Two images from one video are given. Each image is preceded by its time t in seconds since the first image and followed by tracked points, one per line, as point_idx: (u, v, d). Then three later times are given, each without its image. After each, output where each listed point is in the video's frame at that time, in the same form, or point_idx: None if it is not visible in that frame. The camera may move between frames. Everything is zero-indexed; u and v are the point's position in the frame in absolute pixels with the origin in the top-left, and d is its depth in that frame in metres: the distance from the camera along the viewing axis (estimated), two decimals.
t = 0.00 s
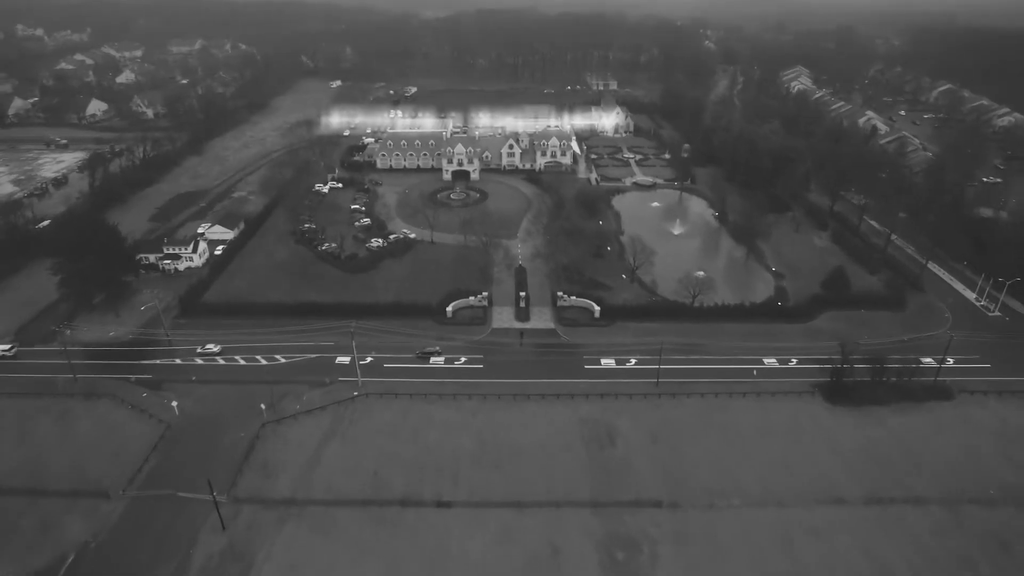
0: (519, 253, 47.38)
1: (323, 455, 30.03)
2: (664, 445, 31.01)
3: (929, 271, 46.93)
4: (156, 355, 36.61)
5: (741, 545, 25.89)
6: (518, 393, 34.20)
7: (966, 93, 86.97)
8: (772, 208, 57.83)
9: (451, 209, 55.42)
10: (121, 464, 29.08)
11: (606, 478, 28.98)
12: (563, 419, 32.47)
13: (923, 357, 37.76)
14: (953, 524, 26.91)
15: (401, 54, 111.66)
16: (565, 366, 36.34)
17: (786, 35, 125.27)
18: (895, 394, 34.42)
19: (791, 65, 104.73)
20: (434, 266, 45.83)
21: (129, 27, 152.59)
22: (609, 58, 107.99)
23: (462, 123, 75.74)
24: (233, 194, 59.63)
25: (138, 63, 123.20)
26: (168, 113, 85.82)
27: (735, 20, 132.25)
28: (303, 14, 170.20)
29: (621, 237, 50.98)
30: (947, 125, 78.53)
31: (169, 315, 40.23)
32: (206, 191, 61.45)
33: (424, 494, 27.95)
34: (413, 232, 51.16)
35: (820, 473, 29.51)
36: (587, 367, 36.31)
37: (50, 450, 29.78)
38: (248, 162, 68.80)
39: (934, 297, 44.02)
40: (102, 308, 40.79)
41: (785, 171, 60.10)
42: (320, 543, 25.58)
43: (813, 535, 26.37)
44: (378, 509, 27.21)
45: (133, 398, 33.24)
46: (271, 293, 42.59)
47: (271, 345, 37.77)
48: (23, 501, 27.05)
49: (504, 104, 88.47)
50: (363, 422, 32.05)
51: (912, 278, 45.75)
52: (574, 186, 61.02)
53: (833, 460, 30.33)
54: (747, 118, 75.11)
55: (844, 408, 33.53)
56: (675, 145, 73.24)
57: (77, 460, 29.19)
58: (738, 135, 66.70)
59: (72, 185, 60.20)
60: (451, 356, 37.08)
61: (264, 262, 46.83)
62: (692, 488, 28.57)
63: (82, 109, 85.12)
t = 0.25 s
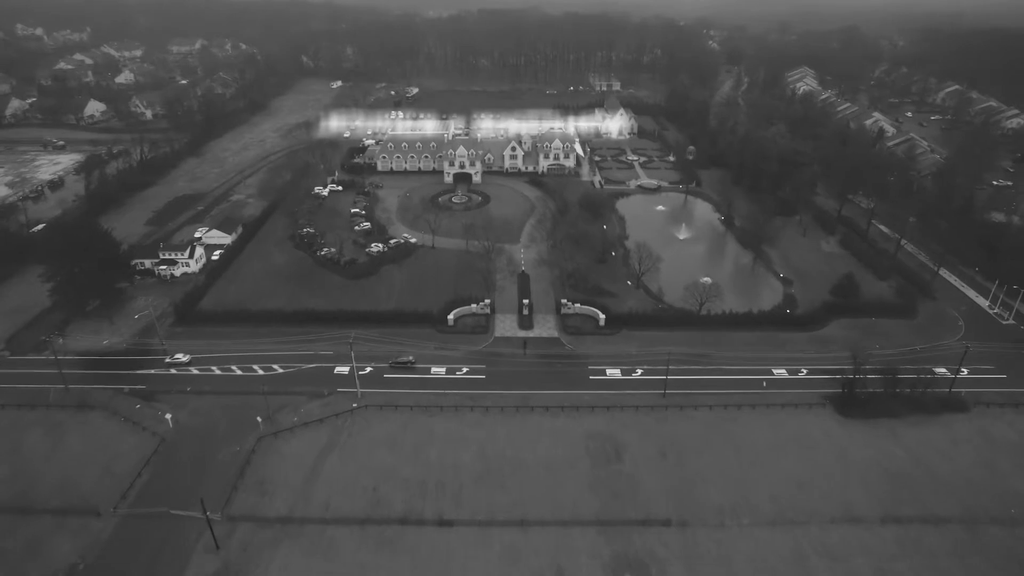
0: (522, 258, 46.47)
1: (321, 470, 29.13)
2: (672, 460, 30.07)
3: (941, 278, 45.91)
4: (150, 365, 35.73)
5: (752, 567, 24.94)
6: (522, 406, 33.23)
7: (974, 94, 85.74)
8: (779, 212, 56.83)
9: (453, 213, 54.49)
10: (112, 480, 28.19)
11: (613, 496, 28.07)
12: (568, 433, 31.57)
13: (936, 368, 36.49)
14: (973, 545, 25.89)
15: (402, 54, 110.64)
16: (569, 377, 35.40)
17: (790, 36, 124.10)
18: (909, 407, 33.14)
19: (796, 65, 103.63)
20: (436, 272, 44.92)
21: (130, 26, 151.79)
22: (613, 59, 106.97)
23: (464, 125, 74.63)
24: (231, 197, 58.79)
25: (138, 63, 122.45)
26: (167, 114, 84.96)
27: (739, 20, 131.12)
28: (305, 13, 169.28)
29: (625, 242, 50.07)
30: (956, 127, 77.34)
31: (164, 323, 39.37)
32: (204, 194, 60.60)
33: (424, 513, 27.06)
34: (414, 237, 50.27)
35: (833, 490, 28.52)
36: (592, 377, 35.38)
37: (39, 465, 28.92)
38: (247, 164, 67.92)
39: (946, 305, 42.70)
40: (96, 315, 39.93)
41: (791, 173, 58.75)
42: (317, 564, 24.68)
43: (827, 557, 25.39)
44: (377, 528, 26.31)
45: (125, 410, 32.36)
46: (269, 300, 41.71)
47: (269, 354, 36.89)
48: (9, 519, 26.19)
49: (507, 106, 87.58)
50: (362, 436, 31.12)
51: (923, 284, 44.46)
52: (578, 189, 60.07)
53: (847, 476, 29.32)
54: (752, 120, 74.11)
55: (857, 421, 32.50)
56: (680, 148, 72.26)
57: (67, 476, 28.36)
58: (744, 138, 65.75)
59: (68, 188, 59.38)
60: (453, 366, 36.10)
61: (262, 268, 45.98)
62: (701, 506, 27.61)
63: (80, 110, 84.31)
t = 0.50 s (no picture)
0: (524, 264, 45.57)
1: (318, 487, 28.21)
2: (680, 475, 29.14)
3: (951, 284, 44.97)
4: (143, 376, 34.82)
5: None
6: (525, 418, 32.34)
7: (980, 95, 84.58)
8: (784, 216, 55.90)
9: (454, 217, 53.57)
10: (101, 497, 27.30)
11: (619, 513, 27.14)
12: (572, 446, 30.63)
13: (949, 378, 35.59)
14: (993, 566, 24.97)
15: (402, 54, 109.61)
16: (573, 387, 34.50)
17: (794, 36, 123.02)
18: (922, 420, 32.18)
19: (799, 65, 102.55)
20: (436, 278, 44.01)
21: (128, 25, 150.75)
22: (614, 59, 105.93)
23: (464, 127, 73.52)
24: (228, 201, 57.89)
25: (137, 63, 121.55)
26: (165, 115, 83.98)
27: (742, 20, 130.03)
28: (304, 13, 168.21)
29: (629, 247, 49.18)
30: (962, 129, 76.28)
31: (157, 331, 38.48)
32: (201, 197, 59.70)
33: (424, 532, 26.14)
34: (414, 242, 49.39)
35: (847, 507, 27.60)
36: (596, 388, 34.47)
37: (26, 481, 28.03)
38: (244, 166, 66.99)
39: (958, 312, 41.81)
40: (88, 324, 39.07)
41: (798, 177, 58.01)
42: None
43: None
44: (376, 548, 25.41)
45: (117, 423, 31.46)
46: (266, 308, 40.80)
47: (265, 364, 35.97)
48: None
49: (508, 107, 86.61)
50: (360, 450, 30.21)
51: (933, 290, 43.59)
52: (580, 192, 59.15)
53: (861, 492, 28.41)
54: (757, 121, 73.15)
55: (869, 434, 31.60)
56: (684, 149, 71.28)
57: (55, 493, 27.48)
58: (748, 140, 64.85)
59: (62, 191, 58.49)
60: (453, 376, 35.17)
61: (259, 274, 45.11)
62: (710, 524, 26.69)
63: (76, 111, 83.32)
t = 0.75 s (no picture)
0: (525, 270, 44.68)
1: (314, 504, 27.32)
2: (688, 492, 28.26)
3: (961, 290, 44.08)
4: (135, 387, 33.95)
5: None
6: (527, 431, 31.44)
7: (985, 95, 83.55)
8: (789, 219, 55.01)
9: (453, 222, 52.63)
10: (89, 516, 26.43)
11: (625, 532, 26.27)
12: (575, 461, 29.75)
13: (962, 389, 34.69)
14: None
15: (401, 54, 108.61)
16: (576, 398, 33.62)
17: (796, 36, 122.18)
18: (936, 433, 31.26)
19: (802, 65, 101.53)
20: (435, 285, 43.10)
21: (126, 24, 149.90)
22: (615, 59, 104.98)
23: (464, 129, 72.45)
24: (224, 205, 56.98)
25: (134, 63, 120.58)
26: (161, 116, 83.01)
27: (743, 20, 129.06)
28: (303, 13, 167.20)
29: (632, 252, 48.29)
30: (968, 130, 75.32)
31: (150, 340, 37.59)
32: (196, 200, 58.79)
33: (423, 553, 25.26)
34: (413, 247, 48.48)
35: (860, 525, 26.73)
36: (600, 399, 33.58)
37: (12, 499, 27.17)
38: (241, 169, 66.07)
39: (968, 319, 40.95)
40: (79, 332, 38.16)
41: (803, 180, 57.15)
42: None
43: None
44: (373, 570, 24.53)
45: (107, 437, 30.58)
46: (261, 316, 39.89)
47: (260, 375, 35.10)
48: None
49: (507, 108, 85.65)
50: (357, 466, 29.32)
51: (943, 297, 42.71)
52: (582, 196, 58.27)
53: (874, 509, 27.53)
54: (760, 123, 72.23)
55: (881, 447, 30.74)
56: (686, 151, 70.40)
57: (41, 511, 26.60)
58: (752, 142, 63.93)
59: (56, 195, 57.59)
60: (453, 388, 34.27)
61: (254, 280, 44.20)
62: (718, 544, 25.83)
63: (71, 113, 82.36)
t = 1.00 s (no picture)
0: (526, 277, 43.82)
1: (308, 522, 26.36)
2: (695, 508, 27.27)
3: (970, 296, 43.22)
4: (125, 399, 33.05)
5: None
6: (528, 445, 30.53)
7: (989, 96, 82.67)
8: (793, 222, 54.17)
9: (452, 226, 51.73)
10: (75, 535, 25.47)
11: (630, 551, 25.32)
12: (579, 476, 28.83)
13: (974, 400, 33.78)
14: None
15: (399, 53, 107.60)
16: (579, 410, 32.73)
17: (797, 36, 121.31)
18: (949, 445, 30.29)
19: (804, 65, 100.59)
20: (434, 291, 42.22)
21: (123, 24, 148.72)
22: (615, 59, 103.98)
23: (463, 132, 71.39)
24: (219, 208, 56.01)
25: (129, 63, 119.42)
26: (156, 117, 81.95)
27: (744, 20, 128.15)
28: (301, 12, 166.08)
29: (635, 258, 47.45)
30: (973, 130, 74.45)
31: (142, 350, 36.67)
32: (191, 204, 57.83)
33: (422, 573, 24.30)
34: (411, 252, 47.60)
35: (874, 542, 25.75)
36: (603, 411, 32.72)
37: None
38: (237, 171, 65.08)
39: (979, 326, 40.07)
40: (69, 342, 37.29)
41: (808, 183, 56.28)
42: None
43: None
44: None
45: (95, 451, 29.67)
46: (256, 324, 38.98)
47: (254, 387, 34.19)
48: None
49: (507, 109, 84.68)
50: (354, 482, 28.38)
51: (953, 303, 41.83)
52: (583, 199, 57.40)
53: (888, 525, 26.51)
54: (763, 124, 71.34)
55: (893, 460, 29.84)
56: (688, 153, 69.51)
57: (26, 530, 25.66)
58: (755, 144, 63.05)
59: (48, 198, 56.60)
60: (453, 400, 33.41)
61: (249, 287, 43.29)
62: (727, 563, 24.87)
63: (65, 114, 81.26)
